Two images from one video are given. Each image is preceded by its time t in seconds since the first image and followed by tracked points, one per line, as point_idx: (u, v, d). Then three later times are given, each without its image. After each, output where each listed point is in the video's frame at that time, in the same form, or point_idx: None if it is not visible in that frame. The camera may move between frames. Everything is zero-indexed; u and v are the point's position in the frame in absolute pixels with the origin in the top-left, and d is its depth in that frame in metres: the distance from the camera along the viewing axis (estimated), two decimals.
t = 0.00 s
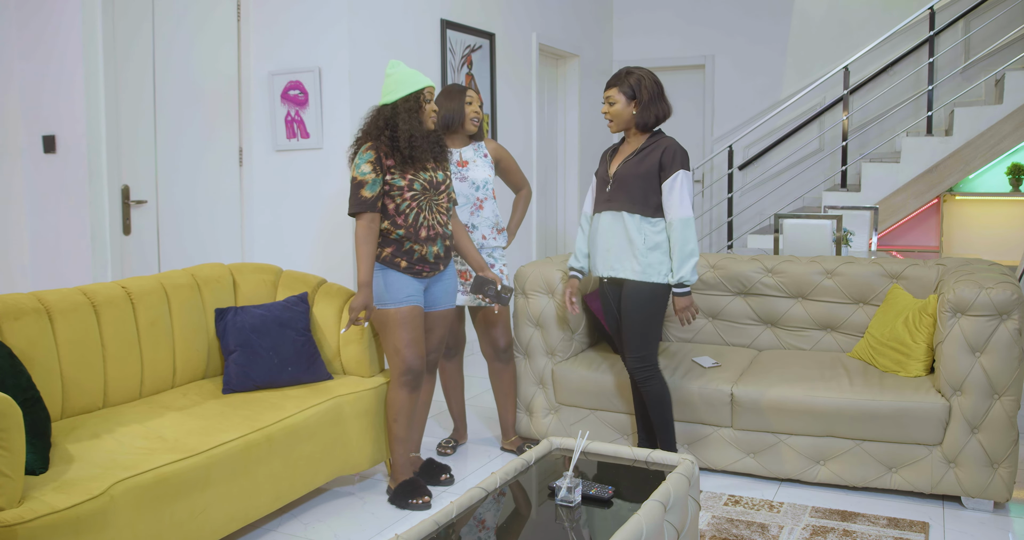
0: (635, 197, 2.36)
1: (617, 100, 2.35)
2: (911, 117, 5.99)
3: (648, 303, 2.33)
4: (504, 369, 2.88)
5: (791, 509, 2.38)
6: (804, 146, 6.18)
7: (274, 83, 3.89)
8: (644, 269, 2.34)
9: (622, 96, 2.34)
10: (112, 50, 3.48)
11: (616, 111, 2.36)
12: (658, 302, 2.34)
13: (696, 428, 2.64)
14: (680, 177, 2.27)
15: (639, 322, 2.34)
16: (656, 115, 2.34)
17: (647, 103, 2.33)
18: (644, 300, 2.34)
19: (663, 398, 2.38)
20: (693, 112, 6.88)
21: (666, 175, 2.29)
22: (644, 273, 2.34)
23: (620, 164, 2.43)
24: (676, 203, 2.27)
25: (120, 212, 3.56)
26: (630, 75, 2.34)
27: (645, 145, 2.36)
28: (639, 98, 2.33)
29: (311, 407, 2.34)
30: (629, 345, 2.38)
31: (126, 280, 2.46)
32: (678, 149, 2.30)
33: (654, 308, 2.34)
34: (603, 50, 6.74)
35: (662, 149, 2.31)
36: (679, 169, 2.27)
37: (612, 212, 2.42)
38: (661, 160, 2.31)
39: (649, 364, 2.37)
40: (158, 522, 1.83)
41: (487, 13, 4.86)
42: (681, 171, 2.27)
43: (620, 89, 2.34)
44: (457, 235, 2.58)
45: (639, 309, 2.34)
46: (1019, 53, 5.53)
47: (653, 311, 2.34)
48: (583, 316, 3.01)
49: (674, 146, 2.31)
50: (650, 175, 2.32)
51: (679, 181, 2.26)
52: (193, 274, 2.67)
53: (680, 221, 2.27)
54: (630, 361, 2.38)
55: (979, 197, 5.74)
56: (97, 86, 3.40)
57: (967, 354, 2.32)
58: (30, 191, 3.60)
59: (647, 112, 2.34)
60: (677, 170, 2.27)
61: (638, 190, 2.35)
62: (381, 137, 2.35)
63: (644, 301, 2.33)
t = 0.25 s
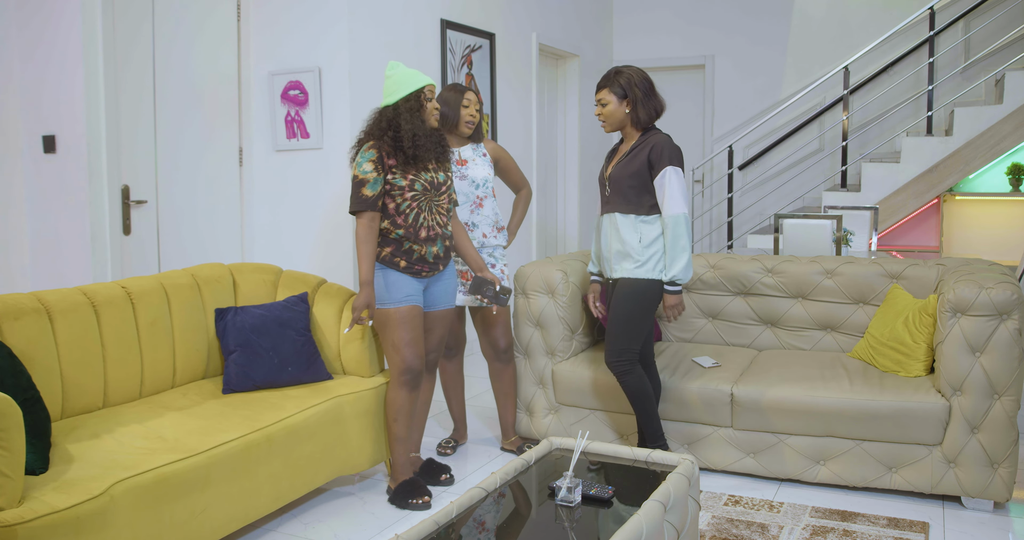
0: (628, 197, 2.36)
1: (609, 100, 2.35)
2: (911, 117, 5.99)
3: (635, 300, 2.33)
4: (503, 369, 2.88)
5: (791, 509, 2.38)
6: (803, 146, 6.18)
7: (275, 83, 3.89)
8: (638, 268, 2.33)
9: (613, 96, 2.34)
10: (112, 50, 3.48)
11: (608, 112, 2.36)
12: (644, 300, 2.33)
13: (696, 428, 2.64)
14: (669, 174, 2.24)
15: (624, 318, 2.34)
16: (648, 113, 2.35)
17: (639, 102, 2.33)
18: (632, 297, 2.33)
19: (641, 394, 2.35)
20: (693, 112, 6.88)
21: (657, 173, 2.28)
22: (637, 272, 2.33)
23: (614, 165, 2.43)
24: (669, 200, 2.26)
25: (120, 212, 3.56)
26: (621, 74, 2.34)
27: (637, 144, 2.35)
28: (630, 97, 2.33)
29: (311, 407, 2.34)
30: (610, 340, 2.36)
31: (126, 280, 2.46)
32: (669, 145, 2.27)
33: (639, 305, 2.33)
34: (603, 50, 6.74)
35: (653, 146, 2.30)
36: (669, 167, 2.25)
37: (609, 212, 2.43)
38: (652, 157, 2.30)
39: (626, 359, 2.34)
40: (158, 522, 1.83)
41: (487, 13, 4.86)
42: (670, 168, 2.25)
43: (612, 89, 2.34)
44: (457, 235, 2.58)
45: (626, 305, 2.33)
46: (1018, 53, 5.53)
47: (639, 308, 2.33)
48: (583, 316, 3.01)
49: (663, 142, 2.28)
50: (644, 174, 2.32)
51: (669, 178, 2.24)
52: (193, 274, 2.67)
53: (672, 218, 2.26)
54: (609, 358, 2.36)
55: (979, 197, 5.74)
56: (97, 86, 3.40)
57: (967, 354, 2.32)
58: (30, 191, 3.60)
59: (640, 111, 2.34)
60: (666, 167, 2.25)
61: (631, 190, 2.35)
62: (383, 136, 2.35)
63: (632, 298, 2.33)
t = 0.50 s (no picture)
0: (625, 197, 2.35)
1: (610, 97, 2.36)
2: (911, 117, 5.99)
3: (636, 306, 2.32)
4: (503, 369, 2.88)
5: (791, 509, 2.38)
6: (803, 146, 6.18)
7: (275, 83, 3.89)
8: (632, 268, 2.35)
9: (616, 95, 2.34)
10: (112, 49, 3.48)
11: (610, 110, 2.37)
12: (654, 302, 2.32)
13: (696, 428, 2.64)
14: (660, 172, 2.22)
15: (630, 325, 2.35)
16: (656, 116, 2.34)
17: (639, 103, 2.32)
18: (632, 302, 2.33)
19: (665, 399, 2.38)
20: (692, 112, 6.88)
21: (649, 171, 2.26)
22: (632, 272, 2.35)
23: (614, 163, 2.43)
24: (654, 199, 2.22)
25: (120, 212, 3.56)
26: (627, 73, 2.33)
27: (635, 144, 2.34)
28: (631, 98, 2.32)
29: (311, 407, 2.34)
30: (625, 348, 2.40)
31: (126, 280, 2.46)
32: (667, 146, 2.25)
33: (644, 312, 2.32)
34: (603, 50, 6.74)
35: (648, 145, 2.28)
36: (662, 167, 2.23)
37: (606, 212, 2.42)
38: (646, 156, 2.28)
39: (646, 367, 2.38)
40: (158, 522, 1.83)
41: (487, 13, 4.86)
42: (661, 168, 2.22)
43: (614, 87, 2.34)
44: (456, 234, 2.58)
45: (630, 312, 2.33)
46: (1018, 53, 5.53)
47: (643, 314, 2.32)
48: (583, 316, 3.01)
49: (659, 142, 2.26)
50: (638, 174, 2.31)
51: (660, 177, 2.22)
52: (193, 274, 2.67)
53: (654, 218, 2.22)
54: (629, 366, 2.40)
55: (979, 197, 5.74)
56: (97, 86, 3.40)
57: (967, 354, 2.32)
58: (30, 191, 3.60)
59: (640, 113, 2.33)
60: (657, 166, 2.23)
61: (627, 190, 2.34)
62: (382, 136, 2.34)
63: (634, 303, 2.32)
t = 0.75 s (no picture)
0: (634, 198, 2.32)
1: (630, 91, 2.32)
2: (912, 117, 5.99)
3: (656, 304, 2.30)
4: (502, 369, 2.88)
5: (791, 509, 2.38)
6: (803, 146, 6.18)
7: (275, 83, 3.89)
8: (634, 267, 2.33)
9: (635, 92, 2.29)
10: (112, 49, 3.48)
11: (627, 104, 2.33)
12: (669, 304, 2.31)
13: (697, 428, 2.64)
14: (670, 176, 2.19)
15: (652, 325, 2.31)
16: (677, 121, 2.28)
17: (658, 106, 2.26)
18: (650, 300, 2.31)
19: (683, 401, 2.37)
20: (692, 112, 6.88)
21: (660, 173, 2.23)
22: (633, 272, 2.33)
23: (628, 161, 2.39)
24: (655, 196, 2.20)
25: (120, 212, 3.56)
26: (649, 72, 2.26)
27: (649, 145, 2.30)
28: (650, 99, 2.26)
29: (311, 407, 2.34)
30: (648, 349, 2.35)
31: (126, 280, 2.46)
32: (681, 151, 2.21)
33: (663, 310, 2.31)
34: (603, 50, 6.74)
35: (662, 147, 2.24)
36: (674, 171, 2.20)
37: (614, 209, 2.41)
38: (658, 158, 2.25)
39: (671, 367, 2.35)
40: (158, 522, 1.83)
41: (487, 13, 4.86)
42: (672, 169, 2.19)
43: (635, 82, 2.29)
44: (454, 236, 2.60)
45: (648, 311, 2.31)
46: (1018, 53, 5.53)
47: (661, 318, 2.31)
48: (583, 316, 3.01)
49: (676, 147, 2.22)
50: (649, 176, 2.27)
51: (671, 179, 2.19)
52: (193, 274, 2.67)
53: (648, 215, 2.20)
54: (652, 367, 2.36)
55: (979, 197, 5.74)
56: (97, 86, 3.40)
57: (967, 354, 2.32)
58: (30, 191, 3.60)
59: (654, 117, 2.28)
60: (669, 167, 2.20)
61: (637, 189, 2.31)
62: (388, 134, 2.33)
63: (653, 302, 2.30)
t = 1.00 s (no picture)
0: (650, 198, 2.29)
1: (649, 89, 2.29)
2: (911, 117, 5.99)
3: (670, 308, 2.28)
4: (503, 369, 2.87)
5: (791, 509, 2.38)
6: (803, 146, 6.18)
7: (274, 83, 3.89)
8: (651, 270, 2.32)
9: (655, 90, 2.27)
10: (112, 49, 3.48)
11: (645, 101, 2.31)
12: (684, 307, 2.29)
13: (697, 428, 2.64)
14: (692, 179, 2.16)
15: (664, 326, 2.31)
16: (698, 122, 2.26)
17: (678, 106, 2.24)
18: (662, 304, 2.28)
19: (694, 402, 2.37)
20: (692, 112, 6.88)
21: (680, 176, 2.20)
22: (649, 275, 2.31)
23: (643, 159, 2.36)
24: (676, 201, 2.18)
25: (120, 212, 3.56)
26: (670, 70, 2.24)
27: (667, 145, 2.27)
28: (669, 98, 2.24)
29: (311, 407, 2.34)
30: (661, 350, 2.35)
31: (126, 280, 2.45)
32: (703, 155, 2.19)
33: (677, 313, 2.29)
34: (603, 50, 6.74)
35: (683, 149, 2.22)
36: (696, 175, 2.17)
37: (627, 208, 2.39)
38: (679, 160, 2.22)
39: (685, 367, 2.35)
40: (158, 522, 1.83)
41: (487, 13, 4.86)
42: (695, 174, 2.16)
43: (655, 80, 2.26)
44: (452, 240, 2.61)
45: (660, 313, 2.30)
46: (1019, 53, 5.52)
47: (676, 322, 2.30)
48: (583, 316, 3.01)
49: (697, 149, 2.20)
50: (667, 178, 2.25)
51: (693, 183, 2.16)
52: (193, 274, 2.67)
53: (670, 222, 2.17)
54: (667, 367, 2.36)
55: (979, 197, 5.74)
56: (97, 86, 3.40)
57: (967, 354, 2.32)
58: (30, 191, 3.60)
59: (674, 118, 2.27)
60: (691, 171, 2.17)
61: (654, 190, 2.28)
62: (396, 139, 2.33)
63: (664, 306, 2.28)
